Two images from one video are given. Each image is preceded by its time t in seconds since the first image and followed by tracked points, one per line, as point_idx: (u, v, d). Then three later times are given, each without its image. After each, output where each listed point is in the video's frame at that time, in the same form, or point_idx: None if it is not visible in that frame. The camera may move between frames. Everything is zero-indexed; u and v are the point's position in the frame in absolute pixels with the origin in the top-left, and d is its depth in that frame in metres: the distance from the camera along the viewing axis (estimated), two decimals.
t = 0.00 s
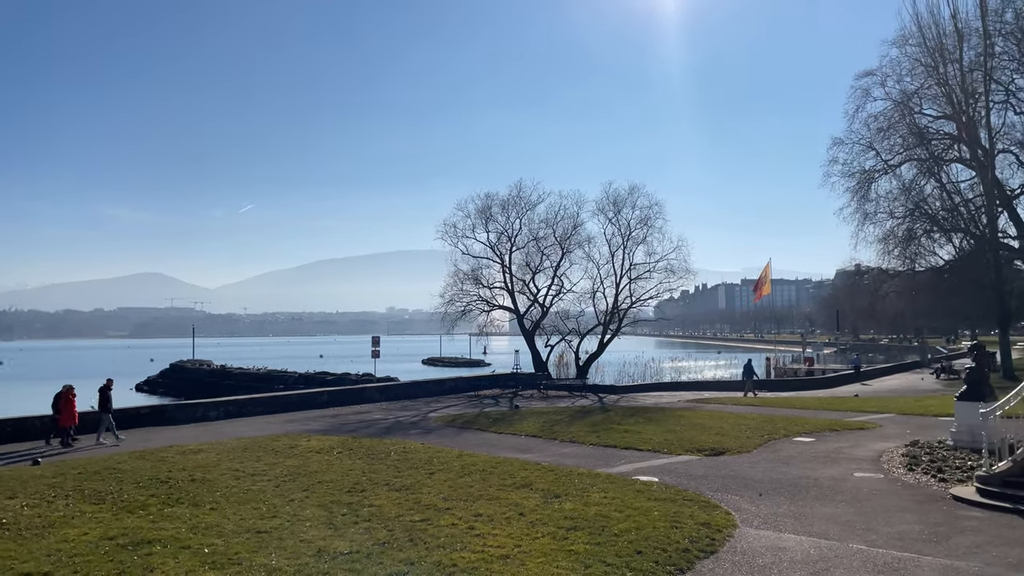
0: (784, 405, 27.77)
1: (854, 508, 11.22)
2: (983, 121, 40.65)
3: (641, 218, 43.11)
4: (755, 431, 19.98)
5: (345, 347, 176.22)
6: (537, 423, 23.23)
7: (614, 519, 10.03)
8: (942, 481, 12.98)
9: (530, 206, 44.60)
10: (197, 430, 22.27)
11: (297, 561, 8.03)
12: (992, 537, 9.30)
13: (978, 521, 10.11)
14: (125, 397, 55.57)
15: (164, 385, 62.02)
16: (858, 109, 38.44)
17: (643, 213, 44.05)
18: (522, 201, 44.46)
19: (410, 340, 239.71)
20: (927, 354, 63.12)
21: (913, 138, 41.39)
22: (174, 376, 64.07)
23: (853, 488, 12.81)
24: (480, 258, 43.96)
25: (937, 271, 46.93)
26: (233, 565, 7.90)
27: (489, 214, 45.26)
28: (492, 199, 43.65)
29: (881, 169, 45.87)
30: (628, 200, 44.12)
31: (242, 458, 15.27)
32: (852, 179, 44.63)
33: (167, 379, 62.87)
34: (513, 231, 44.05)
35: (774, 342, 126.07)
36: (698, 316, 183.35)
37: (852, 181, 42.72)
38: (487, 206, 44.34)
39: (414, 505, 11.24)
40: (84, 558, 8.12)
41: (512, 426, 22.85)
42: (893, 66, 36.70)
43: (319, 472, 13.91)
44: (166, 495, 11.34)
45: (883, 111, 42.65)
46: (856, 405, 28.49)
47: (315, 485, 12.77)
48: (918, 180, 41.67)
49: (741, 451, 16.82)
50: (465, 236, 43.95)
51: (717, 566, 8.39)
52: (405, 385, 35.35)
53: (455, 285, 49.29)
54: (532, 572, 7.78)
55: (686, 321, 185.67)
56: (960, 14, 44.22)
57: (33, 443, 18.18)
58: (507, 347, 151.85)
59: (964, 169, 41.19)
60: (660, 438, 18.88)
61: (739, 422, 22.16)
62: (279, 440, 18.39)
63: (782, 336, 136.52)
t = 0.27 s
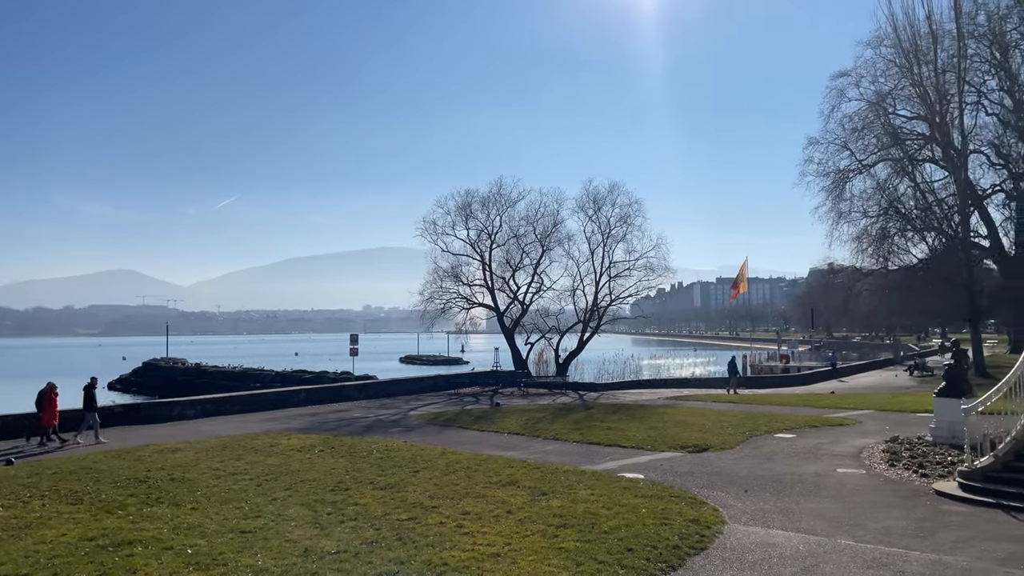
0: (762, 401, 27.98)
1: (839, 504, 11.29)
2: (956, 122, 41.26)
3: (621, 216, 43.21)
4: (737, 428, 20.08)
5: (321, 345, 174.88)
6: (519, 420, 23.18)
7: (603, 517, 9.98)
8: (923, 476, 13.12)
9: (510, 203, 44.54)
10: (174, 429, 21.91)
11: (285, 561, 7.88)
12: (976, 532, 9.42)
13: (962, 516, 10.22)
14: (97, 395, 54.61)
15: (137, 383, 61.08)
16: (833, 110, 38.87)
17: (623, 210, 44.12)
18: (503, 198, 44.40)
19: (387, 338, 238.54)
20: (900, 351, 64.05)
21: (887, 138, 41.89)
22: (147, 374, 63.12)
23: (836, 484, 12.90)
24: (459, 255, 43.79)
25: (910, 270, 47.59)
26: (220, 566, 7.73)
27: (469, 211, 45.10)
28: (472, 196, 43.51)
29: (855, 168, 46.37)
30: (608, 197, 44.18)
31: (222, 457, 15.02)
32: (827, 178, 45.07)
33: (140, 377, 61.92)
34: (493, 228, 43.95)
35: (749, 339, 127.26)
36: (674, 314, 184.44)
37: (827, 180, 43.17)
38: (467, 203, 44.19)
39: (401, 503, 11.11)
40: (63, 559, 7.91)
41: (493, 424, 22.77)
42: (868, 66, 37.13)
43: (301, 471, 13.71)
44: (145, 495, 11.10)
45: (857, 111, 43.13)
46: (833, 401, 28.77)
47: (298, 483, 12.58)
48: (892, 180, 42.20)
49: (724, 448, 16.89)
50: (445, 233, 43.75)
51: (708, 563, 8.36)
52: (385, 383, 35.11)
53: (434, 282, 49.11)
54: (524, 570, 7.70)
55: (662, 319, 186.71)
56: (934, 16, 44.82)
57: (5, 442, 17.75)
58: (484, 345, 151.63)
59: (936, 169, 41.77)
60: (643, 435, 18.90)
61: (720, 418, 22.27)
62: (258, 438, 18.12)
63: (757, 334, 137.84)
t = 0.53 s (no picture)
0: (739, 393, 28.14)
1: (822, 492, 11.33)
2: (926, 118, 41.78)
3: (598, 208, 43.21)
4: (716, 419, 20.16)
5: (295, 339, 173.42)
6: (499, 412, 23.08)
7: (589, 507, 9.90)
8: (903, 465, 13.24)
9: (487, 196, 44.35)
10: (146, 423, 21.47)
11: (267, 554, 7.69)
12: (959, 519, 9.49)
13: (943, 504, 10.31)
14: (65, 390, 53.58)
15: (107, 377, 60.05)
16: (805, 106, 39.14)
17: (600, 203, 44.08)
18: (480, 190, 44.19)
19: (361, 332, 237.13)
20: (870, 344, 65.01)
21: (859, 133, 42.32)
22: (117, 367, 62.09)
23: (818, 473, 12.96)
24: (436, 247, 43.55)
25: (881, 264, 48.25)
26: (200, 560, 7.52)
27: (446, 203, 44.84)
28: (449, 188, 43.25)
29: (828, 163, 46.81)
30: (585, 190, 44.13)
31: (198, 450, 14.72)
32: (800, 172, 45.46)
33: (110, 371, 60.88)
34: (471, 220, 43.73)
35: (721, 333, 128.49)
36: (648, 308, 185.59)
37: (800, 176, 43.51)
38: (444, 195, 43.93)
39: (383, 495, 10.93)
40: (37, 554, 7.65)
41: (473, 416, 22.62)
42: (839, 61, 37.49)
43: (280, 464, 13.47)
44: (119, 489, 10.81)
45: (830, 106, 43.51)
46: (808, 393, 29.05)
47: (276, 476, 12.34)
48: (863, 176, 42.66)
49: (704, 438, 16.93)
50: (421, 225, 43.47)
51: (697, 552, 8.31)
52: (361, 376, 34.81)
53: (411, 275, 48.79)
54: (513, 561, 7.59)
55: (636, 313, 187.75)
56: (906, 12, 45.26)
57: None
58: (459, 338, 151.41)
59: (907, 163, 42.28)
60: (623, 426, 18.90)
61: (699, 410, 22.35)
62: (234, 432, 17.81)
63: (729, 328, 139.26)
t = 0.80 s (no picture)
0: (712, 388, 28.34)
1: (801, 486, 11.38)
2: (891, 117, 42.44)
3: (571, 204, 43.20)
4: (691, 414, 20.23)
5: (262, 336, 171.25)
6: (474, 409, 22.93)
7: (571, 504, 9.81)
8: (878, 458, 13.35)
9: (460, 191, 44.09)
10: (112, 421, 20.92)
11: (245, 556, 7.46)
12: (938, 512, 9.58)
13: (921, 497, 10.41)
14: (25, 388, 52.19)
15: (68, 375, 58.64)
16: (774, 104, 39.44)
17: (573, 199, 43.91)
18: (453, 186, 43.92)
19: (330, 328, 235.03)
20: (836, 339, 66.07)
21: (825, 131, 42.87)
22: (79, 365, 60.67)
23: (795, 467, 13.02)
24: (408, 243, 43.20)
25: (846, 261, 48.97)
26: (175, 563, 7.27)
27: (419, 198, 44.50)
28: (421, 183, 42.93)
29: (795, 161, 47.37)
30: (558, 186, 44.02)
31: (167, 449, 14.34)
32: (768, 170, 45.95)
33: (72, 369, 59.44)
34: (443, 216, 43.46)
35: (690, 329, 129.70)
36: (617, 304, 186.64)
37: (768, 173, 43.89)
38: (416, 190, 43.59)
39: (361, 494, 10.72)
40: (2, 559, 7.33)
41: (447, 413, 22.43)
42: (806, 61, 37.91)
43: (253, 463, 13.18)
44: (86, 490, 10.45)
45: (797, 105, 44.01)
46: (779, 387, 29.35)
47: (250, 476, 12.05)
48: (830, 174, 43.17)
49: (681, 434, 16.95)
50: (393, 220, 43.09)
51: (682, 548, 8.25)
52: (332, 373, 34.39)
53: (383, 271, 48.37)
54: (498, 560, 7.45)
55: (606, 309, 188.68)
56: (873, 12, 45.87)
57: None
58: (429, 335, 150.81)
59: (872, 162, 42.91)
60: (599, 422, 18.86)
61: (673, 405, 22.43)
62: (204, 430, 17.40)
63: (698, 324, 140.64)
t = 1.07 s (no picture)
0: (682, 382, 28.54)
1: (778, 477, 11.44)
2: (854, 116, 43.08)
3: (542, 200, 43.20)
4: (664, 408, 20.30)
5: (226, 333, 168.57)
6: (446, 404, 22.74)
7: (551, 496, 9.73)
8: (850, 449, 13.50)
9: (430, 185, 43.80)
10: (73, 418, 20.32)
11: (220, 552, 7.24)
12: (913, 501, 9.71)
13: (895, 486, 10.54)
14: None
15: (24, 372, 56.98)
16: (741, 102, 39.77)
17: (543, 195, 44.01)
18: (423, 180, 43.61)
19: (295, 325, 232.38)
20: (800, 335, 67.11)
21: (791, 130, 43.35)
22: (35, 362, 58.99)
23: (770, 458, 13.11)
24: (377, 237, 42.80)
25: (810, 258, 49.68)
26: (147, 560, 7.01)
27: (388, 192, 44.10)
28: (391, 177, 42.55)
29: (760, 160, 47.89)
30: (529, 181, 44.03)
31: (132, 446, 13.94)
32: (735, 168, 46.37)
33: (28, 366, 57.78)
34: (413, 210, 43.14)
35: (656, 325, 130.75)
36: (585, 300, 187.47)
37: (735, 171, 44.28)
38: (386, 184, 43.20)
39: (336, 488, 10.50)
40: None
41: (420, 408, 22.23)
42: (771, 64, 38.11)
43: (223, 459, 12.86)
44: (49, 487, 10.09)
45: (763, 104, 44.45)
46: (748, 381, 29.67)
47: (220, 472, 11.75)
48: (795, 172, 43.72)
49: (655, 427, 16.98)
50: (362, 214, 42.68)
51: (665, 539, 8.20)
52: (300, 369, 33.90)
53: (351, 266, 47.85)
54: (482, 553, 7.32)
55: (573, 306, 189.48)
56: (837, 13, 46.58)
57: None
58: (395, 331, 149.92)
59: (836, 160, 43.49)
60: (573, 416, 18.82)
61: (646, 399, 22.48)
62: (170, 426, 16.98)
63: (664, 321, 141.83)
